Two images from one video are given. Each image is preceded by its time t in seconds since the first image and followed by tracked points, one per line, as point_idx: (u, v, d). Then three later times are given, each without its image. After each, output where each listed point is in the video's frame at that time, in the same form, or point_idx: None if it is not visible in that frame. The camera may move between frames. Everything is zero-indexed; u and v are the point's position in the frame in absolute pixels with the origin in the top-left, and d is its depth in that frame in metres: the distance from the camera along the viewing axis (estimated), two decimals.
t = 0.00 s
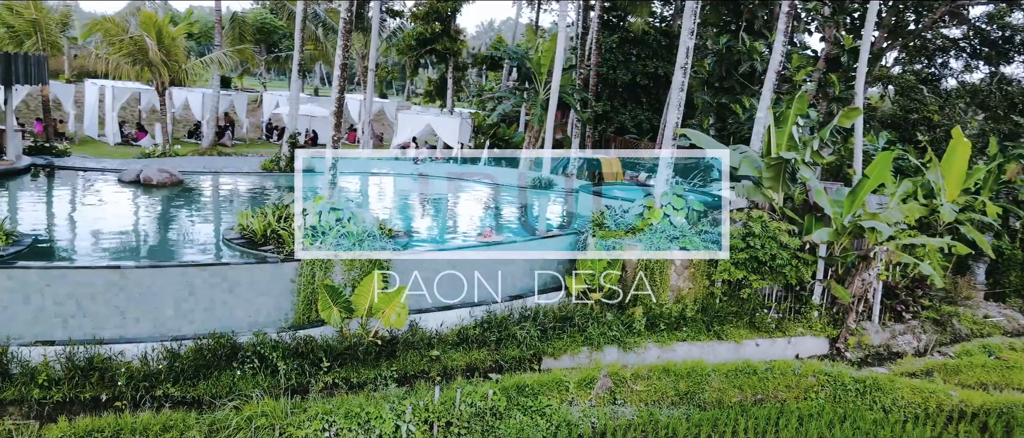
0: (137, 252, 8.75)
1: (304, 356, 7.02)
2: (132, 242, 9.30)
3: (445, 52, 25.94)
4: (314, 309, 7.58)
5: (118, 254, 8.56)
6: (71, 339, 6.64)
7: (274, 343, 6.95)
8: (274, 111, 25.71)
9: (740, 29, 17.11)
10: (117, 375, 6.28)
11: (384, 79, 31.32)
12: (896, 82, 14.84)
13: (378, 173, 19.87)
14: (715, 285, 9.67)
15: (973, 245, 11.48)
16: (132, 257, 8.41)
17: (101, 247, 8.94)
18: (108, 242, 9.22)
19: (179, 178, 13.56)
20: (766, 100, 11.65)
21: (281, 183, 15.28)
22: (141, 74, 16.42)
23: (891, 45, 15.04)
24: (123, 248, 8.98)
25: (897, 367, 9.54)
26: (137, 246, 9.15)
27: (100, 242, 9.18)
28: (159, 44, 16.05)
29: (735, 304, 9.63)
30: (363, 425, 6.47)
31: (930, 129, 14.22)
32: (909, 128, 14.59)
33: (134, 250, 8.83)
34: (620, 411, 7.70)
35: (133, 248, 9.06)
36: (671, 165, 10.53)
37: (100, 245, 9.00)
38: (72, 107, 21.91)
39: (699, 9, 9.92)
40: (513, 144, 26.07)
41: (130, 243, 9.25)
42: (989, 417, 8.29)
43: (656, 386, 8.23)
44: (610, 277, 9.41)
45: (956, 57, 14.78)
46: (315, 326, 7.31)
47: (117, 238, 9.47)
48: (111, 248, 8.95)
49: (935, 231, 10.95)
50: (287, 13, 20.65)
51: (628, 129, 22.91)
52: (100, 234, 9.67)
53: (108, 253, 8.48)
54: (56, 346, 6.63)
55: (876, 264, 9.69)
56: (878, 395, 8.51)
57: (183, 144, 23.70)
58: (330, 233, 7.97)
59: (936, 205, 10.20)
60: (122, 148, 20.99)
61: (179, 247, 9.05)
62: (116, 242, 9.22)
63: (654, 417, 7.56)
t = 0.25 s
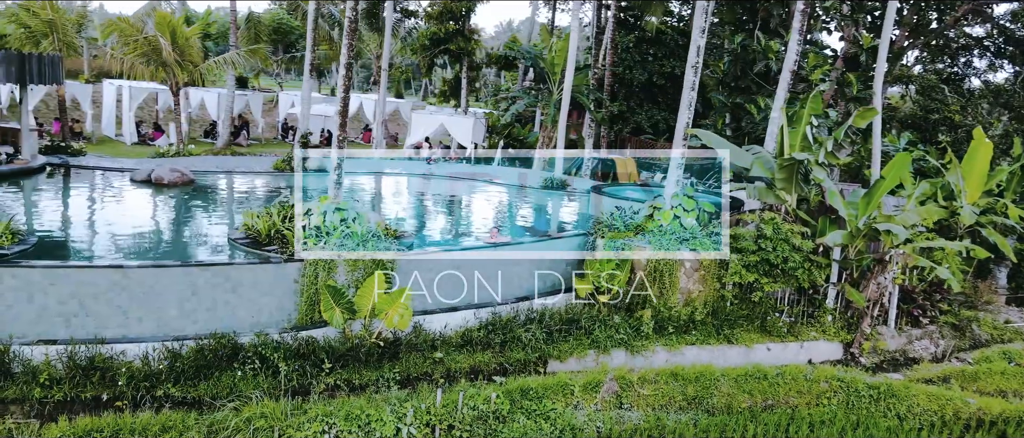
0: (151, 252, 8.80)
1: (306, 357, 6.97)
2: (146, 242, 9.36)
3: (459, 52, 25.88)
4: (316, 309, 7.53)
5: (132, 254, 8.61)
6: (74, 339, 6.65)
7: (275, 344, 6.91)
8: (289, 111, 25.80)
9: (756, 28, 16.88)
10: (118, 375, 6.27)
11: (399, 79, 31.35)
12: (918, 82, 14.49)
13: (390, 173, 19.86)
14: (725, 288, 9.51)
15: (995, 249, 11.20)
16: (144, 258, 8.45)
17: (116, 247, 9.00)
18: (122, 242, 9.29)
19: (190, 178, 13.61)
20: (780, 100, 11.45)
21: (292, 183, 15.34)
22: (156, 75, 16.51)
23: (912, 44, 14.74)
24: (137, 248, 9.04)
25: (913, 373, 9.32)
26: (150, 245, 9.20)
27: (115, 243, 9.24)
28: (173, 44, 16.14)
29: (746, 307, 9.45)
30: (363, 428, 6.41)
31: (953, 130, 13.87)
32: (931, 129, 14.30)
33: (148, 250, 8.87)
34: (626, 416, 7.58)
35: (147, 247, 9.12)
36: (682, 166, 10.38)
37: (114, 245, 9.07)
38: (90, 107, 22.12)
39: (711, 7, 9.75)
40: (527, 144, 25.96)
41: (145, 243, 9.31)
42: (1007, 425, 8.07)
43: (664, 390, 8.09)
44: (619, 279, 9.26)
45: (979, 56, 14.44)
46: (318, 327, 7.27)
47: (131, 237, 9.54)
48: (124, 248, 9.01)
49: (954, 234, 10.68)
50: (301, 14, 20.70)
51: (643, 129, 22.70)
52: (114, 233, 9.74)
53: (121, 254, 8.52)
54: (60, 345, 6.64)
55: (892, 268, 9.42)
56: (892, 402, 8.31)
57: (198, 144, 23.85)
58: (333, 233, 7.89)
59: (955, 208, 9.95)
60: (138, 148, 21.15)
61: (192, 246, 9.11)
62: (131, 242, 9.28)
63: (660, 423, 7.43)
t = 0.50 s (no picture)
0: (166, 252, 8.87)
1: (307, 358, 6.92)
2: (161, 242, 9.45)
3: (475, 52, 25.82)
4: (320, 311, 7.49)
5: (146, 254, 8.69)
6: (77, 338, 6.65)
7: (277, 345, 6.87)
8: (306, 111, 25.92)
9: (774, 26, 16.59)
10: (119, 375, 6.26)
11: (415, 79, 31.37)
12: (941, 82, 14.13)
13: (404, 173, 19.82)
14: (738, 292, 9.32)
15: (1020, 253, 10.85)
16: (160, 257, 8.51)
17: (132, 247, 9.08)
18: (138, 242, 9.38)
19: (203, 178, 13.68)
20: (796, 100, 11.21)
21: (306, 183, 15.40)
22: (172, 75, 16.63)
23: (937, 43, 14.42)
24: (152, 248, 9.11)
25: (932, 380, 9.05)
26: (165, 246, 9.29)
27: (131, 243, 9.33)
28: (188, 44, 16.25)
29: (759, 311, 9.25)
30: (364, 430, 6.36)
31: (978, 131, 13.78)
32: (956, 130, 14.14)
33: (163, 250, 8.95)
34: (633, 422, 7.44)
35: (162, 248, 9.20)
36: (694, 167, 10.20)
37: (129, 246, 9.15)
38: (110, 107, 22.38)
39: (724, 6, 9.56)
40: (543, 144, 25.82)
41: (160, 243, 9.39)
42: None
43: (672, 395, 7.93)
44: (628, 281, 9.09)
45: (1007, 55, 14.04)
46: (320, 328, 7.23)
47: (147, 238, 9.62)
48: (138, 248, 9.08)
49: (977, 238, 10.36)
50: (317, 14, 20.76)
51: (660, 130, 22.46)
52: (131, 234, 9.82)
53: (136, 254, 8.59)
54: (63, 344, 6.64)
55: (910, 272, 9.21)
56: (909, 410, 8.08)
57: (216, 144, 24.03)
58: (339, 234, 7.85)
59: (979, 211, 9.66)
60: (156, 148, 21.33)
61: (206, 246, 9.18)
62: (147, 242, 9.36)
63: (668, 428, 7.29)
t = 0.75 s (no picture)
0: (180, 253, 8.95)
1: (309, 360, 6.88)
2: (175, 242, 9.55)
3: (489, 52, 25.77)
4: (323, 312, 7.44)
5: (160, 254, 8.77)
6: (80, 337, 6.65)
7: (279, 346, 6.84)
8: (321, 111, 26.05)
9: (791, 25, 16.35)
10: (120, 374, 6.25)
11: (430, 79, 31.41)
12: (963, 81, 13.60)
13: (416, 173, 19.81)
14: (749, 295, 9.14)
15: None
16: (172, 257, 8.59)
17: (146, 248, 9.17)
18: (152, 242, 9.47)
19: (214, 177, 13.75)
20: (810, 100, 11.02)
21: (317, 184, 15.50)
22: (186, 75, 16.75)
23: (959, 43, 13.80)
24: (166, 248, 9.20)
25: (948, 387, 8.83)
26: (179, 246, 9.37)
27: (145, 243, 9.42)
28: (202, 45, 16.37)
29: (770, 315, 9.08)
30: (364, 433, 6.31)
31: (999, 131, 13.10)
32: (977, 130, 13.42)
33: (176, 250, 9.03)
34: (639, 427, 7.32)
35: (176, 247, 9.29)
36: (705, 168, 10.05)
37: (143, 246, 9.24)
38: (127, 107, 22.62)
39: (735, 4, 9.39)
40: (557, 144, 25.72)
41: (174, 244, 9.47)
42: None
43: (680, 400, 7.79)
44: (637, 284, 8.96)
45: None
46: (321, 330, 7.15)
47: (161, 238, 9.71)
48: (151, 248, 9.16)
49: (998, 241, 10.10)
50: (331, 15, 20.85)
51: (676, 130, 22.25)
52: (145, 234, 9.92)
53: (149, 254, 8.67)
54: (66, 343, 6.65)
55: (926, 276, 8.96)
56: (924, 418, 7.88)
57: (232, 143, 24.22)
58: (343, 235, 7.88)
59: (1000, 213, 9.37)
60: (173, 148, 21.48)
61: (219, 245, 9.25)
62: (162, 242, 9.45)
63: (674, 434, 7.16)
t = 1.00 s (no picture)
0: (196, 252, 9.01)
1: (310, 361, 6.82)
2: (189, 241, 9.59)
3: (505, 52, 25.72)
4: (326, 313, 7.38)
5: (176, 254, 8.83)
6: (83, 337, 6.65)
7: (281, 347, 6.79)
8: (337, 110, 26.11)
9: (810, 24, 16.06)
10: (121, 375, 6.24)
11: (446, 79, 31.43)
12: (988, 81, 13.74)
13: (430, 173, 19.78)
14: (762, 299, 8.94)
15: None
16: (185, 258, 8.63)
17: (163, 247, 9.24)
18: (166, 242, 9.52)
19: (226, 177, 13.81)
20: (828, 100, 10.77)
21: (330, 184, 15.54)
22: (201, 75, 16.80)
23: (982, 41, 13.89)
24: (181, 248, 9.24)
25: (968, 396, 8.56)
26: (196, 245, 9.44)
27: (163, 243, 9.50)
28: (217, 45, 16.48)
29: (783, 320, 8.87)
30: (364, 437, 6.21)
31: None
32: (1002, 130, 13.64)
33: (193, 250, 9.09)
34: (646, 433, 7.15)
35: (190, 246, 9.33)
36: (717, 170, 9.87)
37: (157, 245, 9.29)
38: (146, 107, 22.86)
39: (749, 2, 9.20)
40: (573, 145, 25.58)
41: (191, 243, 9.54)
42: None
43: (688, 406, 7.61)
44: (647, 288, 8.83)
45: None
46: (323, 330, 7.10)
47: (175, 237, 9.76)
48: (165, 248, 9.20)
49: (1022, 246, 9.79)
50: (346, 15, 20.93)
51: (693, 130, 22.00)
52: (160, 233, 9.98)
53: (165, 254, 8.74)
54: (70, 343, 6.66)
55: (946, 281, 8.66)
56: (943, 427, 7.62)
57: (248, 143, 24.38)
58: (348, 236, 7.85)
59: None
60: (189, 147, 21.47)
61: (234, 245, 9.30)
62: (177, 242, 9.50)
63: None
